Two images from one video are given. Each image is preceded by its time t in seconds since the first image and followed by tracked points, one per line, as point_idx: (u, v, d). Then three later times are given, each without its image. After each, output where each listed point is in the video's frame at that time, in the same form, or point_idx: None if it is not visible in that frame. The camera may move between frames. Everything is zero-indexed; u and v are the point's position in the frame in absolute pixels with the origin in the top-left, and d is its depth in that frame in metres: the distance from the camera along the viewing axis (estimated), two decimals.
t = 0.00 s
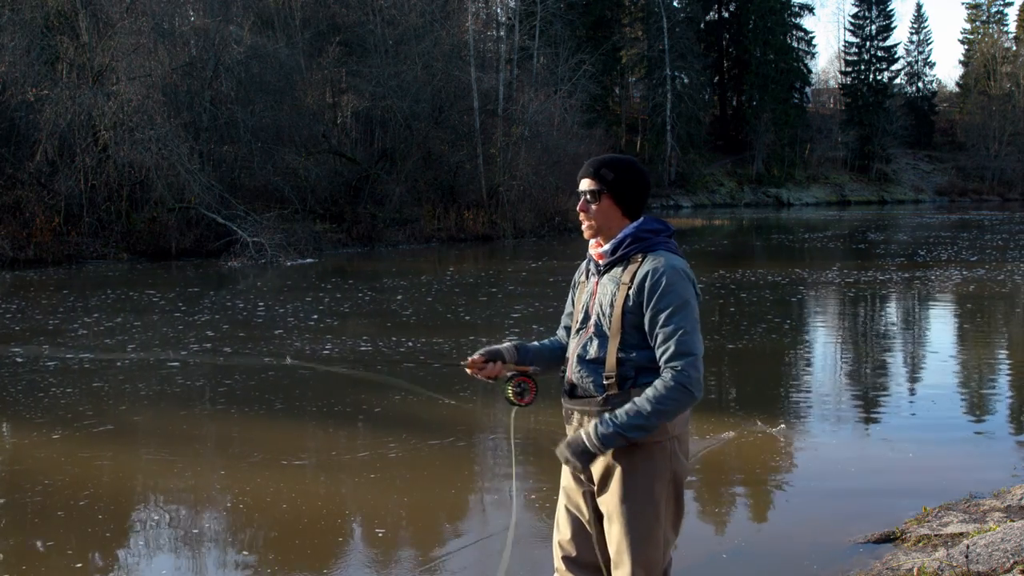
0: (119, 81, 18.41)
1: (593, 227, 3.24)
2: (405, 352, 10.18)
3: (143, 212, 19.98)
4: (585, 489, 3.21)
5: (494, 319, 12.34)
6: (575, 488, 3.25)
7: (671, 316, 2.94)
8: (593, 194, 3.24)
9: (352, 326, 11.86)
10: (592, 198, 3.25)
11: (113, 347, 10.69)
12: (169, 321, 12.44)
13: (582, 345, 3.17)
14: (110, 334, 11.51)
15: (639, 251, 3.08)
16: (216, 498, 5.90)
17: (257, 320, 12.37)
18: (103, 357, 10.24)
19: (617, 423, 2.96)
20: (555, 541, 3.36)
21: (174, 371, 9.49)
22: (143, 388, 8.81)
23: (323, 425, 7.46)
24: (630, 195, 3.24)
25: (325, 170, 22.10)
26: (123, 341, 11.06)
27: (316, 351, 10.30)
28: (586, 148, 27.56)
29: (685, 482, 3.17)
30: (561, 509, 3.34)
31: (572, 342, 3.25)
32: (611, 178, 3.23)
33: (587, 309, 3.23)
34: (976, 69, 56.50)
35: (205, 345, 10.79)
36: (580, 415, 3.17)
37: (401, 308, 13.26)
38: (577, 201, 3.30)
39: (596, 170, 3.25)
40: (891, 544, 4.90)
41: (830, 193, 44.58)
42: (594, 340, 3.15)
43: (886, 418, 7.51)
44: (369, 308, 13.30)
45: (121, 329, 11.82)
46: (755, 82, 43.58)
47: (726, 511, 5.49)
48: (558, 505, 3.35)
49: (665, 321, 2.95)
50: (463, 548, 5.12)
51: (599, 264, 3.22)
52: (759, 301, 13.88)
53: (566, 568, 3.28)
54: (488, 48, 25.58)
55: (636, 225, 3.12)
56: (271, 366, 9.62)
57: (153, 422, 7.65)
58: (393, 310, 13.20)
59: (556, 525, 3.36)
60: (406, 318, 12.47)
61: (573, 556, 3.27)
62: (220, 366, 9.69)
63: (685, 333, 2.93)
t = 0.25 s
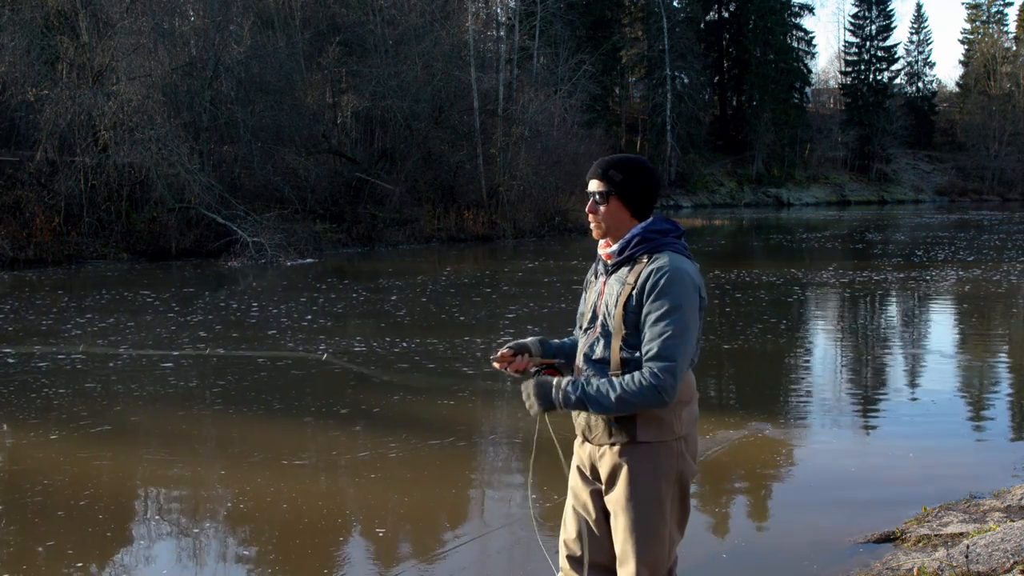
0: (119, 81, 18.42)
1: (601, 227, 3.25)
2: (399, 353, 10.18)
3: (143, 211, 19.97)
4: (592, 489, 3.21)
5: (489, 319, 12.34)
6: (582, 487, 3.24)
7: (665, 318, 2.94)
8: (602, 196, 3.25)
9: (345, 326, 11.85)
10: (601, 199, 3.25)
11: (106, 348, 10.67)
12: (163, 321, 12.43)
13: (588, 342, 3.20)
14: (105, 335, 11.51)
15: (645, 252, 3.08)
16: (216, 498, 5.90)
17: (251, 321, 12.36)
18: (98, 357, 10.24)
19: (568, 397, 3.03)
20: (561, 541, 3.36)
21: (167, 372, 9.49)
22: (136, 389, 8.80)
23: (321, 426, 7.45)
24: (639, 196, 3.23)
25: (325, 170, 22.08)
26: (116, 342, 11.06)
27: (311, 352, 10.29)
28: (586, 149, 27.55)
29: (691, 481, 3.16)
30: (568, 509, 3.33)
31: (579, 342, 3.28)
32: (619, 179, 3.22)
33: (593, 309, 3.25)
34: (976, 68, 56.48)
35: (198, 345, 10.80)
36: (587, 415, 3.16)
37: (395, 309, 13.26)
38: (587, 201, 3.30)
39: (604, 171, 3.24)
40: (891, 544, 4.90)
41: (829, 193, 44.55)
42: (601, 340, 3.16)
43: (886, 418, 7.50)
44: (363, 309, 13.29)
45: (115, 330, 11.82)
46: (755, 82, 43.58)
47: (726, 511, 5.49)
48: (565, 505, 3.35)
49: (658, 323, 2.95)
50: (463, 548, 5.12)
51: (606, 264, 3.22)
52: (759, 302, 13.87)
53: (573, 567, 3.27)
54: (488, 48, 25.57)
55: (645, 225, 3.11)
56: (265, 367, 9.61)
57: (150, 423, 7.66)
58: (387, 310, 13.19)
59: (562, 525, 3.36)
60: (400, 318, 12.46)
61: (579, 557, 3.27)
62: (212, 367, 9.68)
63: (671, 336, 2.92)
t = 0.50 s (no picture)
0: (119, 81, 18.43)
1: (604, 228, 3.27)
2: (395, 353, 10.17)
3: (143, 211, 19.99)
4: (597, 487, 3.21)
5: (484, 320, 12.33)
6: (587, 486, 3.25)
7: (656, 315, 2.93)
8: (603, 197, 3.26)
9: (341, 327, 11.84)
10: (604, 200, 3.26)
11: (100, 349, 10.66)
12: (157, 322, 12.42)
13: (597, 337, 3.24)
14: (101, 335, 11.50)
15: (645, 251, 3.07)
16: (216, 497, 5.90)
17: (245, 321, 12.35)
18: (92, 358, 10.23)
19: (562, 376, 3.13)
20: (567, 539, 3.37)
21: (162, 372, 9.48)
22: (129, 390, 8.78)
23: (318, 427, 7.44)
24: (641, 195, 3.24)
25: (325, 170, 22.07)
26: (110, 342, 11.04)
27: (305, 352, 10.28)
28: (586, 149, 27.55)
29: (695, 482, 3.15)
30: (574, 508, 3.34)
31: (588, 340, 3.31)
32: (620, 181, 3.23)
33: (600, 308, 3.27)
34: (976, 68, 56.48)
35: (194, 345, 10.80)
36: (591, 414, 3.16)
37: (390, 309, 13.25)
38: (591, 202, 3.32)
39: (607, 172, 3.25)
40: (891, 544, 4.91)
41: (829, 193, 44.51)
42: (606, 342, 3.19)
43: (886, 418, 7.51)
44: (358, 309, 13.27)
45: (109, 331, 11.80)
46: (755, 82, 43.59)
47: (726, 511, 5.51)
48: (570, 504, 3.36)
49: (647, 321, 2.94)
50: (463, 547, 5.12)
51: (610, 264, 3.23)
52: (759, 301, 13.87)
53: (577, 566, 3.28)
54: (488, 48, 25.58)
55: (648, 225, 3.11)
56: (259, 367, 9.59)
57: (148, 423, 7.66)
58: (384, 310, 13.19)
59: (568, 523, 3.37)
60: (394, 319, 12.45)
61: (583, 556, 3.27)
62: (205, 367, 9.66)
63: (657, 334, 2.92)
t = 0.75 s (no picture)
0: (119, 82, 18.46)
1: (607, 226, 3.28)
2: (390, 354, 10.16)
3: (143, 211, 20.02)
4: (598, 487, 3.21)
5: (479, 320, 12.33)
6: (589, 486, 3.25)
7: (644, 310, 2.93)
8: (608, 196, 3.26)
9: (335, 327, 11.83)
10: (608, 199, 3.26)
11: (94, 350, 10.65)
12: (151, 323, 12.41)
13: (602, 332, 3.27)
14: (97, 336, 11.49)
15: (645, 249, 3.08)
16: (217, 497, 5.90)
17: (239, 322, 12.33)
18: (85, 358, 10.22)
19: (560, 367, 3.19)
20: (568, 538, 3.37)
21: (157, 373, 9.47)
22: (122, 390, 8.76)
23: (315, 427, 7.43)
24: (643, 194, 3.24)
25: (325, 170, 22.02)
26: (104, 343, 11.03)
27: (299, 353, 10.27)
28: (586, 148, 27.55)
29: (695, 483, 3.15)
30: (575, 507, 3.34)
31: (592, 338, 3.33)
32: (624, 180, 3.23)
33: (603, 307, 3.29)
34: (977, 68, 56.48)
35: (194, 345, 10.82)
36: (593, 413, 3.16)
37: (384, 310, 13.24)
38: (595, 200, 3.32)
39: (610, 172, 3.25)
40: (891, 544, 4.91)
41: (829, 193, 44.51)
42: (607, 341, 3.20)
43: (886, 418, 7.52)
44: (352, 310, 13.25)
45: (104, 331, 11.80)
46: (755, 82, 43.61)
47: (725, 510, 5.52)
48: (573, 503, 3.36)
49: (634, 316, 2.95)
50: (463, 547, 5.13)
51: (613, 262, 3.24)
52: (759, 302, 13.87)
53: (579, 565, 3.28)
54: (488, 48, 25.58)
55: (649, 225, 3.12)
56: (253, 368, 9.58)
57: (146, 423, 7.66)
58: (385, 310, 13.20)
59: (570, 523, 3.37)
60: (388, 319, 12.43)
61: (584, 555, 3.28)
62: (198, 368, 9.65)
63: (641, 329, 2.92)
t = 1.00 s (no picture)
0: (119, 81, 18.45)
1: (608, 226, 3.28)
2: (384, 354, 10.14)
3: (143, 211, 20.03)
4: (597, 488, 3.20)
5: (474, 321, 12.31)
6: (589, 486, 3.24)
7: (640, 306, 2.93)
8: (610, 196, 3.25)
9: (330, 328, 11.81)
10: (610, 199, 3.26)
11: (88, 350, 10.63)
12: (145, 323, 12.38)
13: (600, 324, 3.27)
14: (92, 336, 11.48)
15: (645, 247, 3.07)
16: (216, 497, 5.90)
17: (233, 322, 12.32)
18: (79, 359, 10.20)
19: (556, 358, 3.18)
20: (568, 538, 3.36)
21: (152, 373, 9.46)
22: (116, 391, 8.74)
23: (312, 427, 7.43)
24: (646, 194, 3.23)
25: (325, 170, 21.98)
26: (98, 343, 11.01)
27: (294, 354, 10.25)
28: (586, 148, 27.54)
29: (694, 484, 3.14)
30: (575, 506, 3.33)
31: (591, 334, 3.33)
32: (627, 180, 3.22)
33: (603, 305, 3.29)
34: (976, 68, 56.47)
35: (195, 345, 10.82)
36: (592, 413, 3.16)
37: (378, 310, 13.22)
38: (598, 200, 3.31)
39: (613, 171, 3.24)
40: (891, 544, 4.90)
41: (829, 193, 44.51)
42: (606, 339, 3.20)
43: (886, 418, 7.52)
44: (346, 310, 13.23)
45: (101, 331, 11.79)
46: (755, 82, 43.61)
47: (724, 509, 5.52)
48: (572, 502, 3.36)
49: (630, 312, 2.95)
50: (463, 546, 5.12)
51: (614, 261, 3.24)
52: (759, 302, 13.85)
53: (578, 565, 3.28)
54: (488, 48, 25.57)
55: (651, 224, 3.12)
56: (247, 368, 9.56)
57: (143, 423, 7.65)
58: (385, 310, 13.21)
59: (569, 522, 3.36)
60: (383, 320, 12.41)
61: (584, 555, 3.27)
62: (192, 369, 9.63)
63: (636, 324, 2.92)
